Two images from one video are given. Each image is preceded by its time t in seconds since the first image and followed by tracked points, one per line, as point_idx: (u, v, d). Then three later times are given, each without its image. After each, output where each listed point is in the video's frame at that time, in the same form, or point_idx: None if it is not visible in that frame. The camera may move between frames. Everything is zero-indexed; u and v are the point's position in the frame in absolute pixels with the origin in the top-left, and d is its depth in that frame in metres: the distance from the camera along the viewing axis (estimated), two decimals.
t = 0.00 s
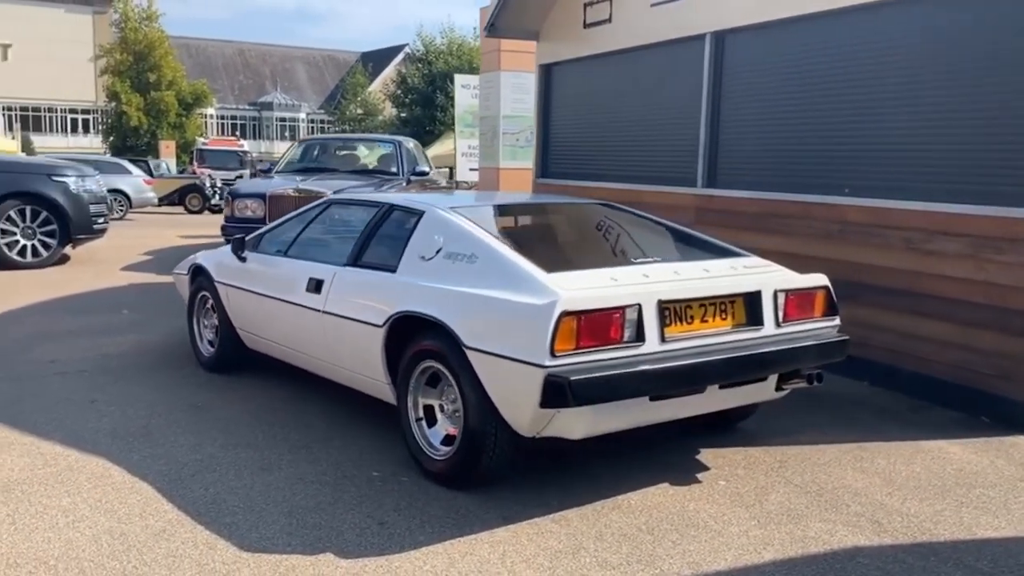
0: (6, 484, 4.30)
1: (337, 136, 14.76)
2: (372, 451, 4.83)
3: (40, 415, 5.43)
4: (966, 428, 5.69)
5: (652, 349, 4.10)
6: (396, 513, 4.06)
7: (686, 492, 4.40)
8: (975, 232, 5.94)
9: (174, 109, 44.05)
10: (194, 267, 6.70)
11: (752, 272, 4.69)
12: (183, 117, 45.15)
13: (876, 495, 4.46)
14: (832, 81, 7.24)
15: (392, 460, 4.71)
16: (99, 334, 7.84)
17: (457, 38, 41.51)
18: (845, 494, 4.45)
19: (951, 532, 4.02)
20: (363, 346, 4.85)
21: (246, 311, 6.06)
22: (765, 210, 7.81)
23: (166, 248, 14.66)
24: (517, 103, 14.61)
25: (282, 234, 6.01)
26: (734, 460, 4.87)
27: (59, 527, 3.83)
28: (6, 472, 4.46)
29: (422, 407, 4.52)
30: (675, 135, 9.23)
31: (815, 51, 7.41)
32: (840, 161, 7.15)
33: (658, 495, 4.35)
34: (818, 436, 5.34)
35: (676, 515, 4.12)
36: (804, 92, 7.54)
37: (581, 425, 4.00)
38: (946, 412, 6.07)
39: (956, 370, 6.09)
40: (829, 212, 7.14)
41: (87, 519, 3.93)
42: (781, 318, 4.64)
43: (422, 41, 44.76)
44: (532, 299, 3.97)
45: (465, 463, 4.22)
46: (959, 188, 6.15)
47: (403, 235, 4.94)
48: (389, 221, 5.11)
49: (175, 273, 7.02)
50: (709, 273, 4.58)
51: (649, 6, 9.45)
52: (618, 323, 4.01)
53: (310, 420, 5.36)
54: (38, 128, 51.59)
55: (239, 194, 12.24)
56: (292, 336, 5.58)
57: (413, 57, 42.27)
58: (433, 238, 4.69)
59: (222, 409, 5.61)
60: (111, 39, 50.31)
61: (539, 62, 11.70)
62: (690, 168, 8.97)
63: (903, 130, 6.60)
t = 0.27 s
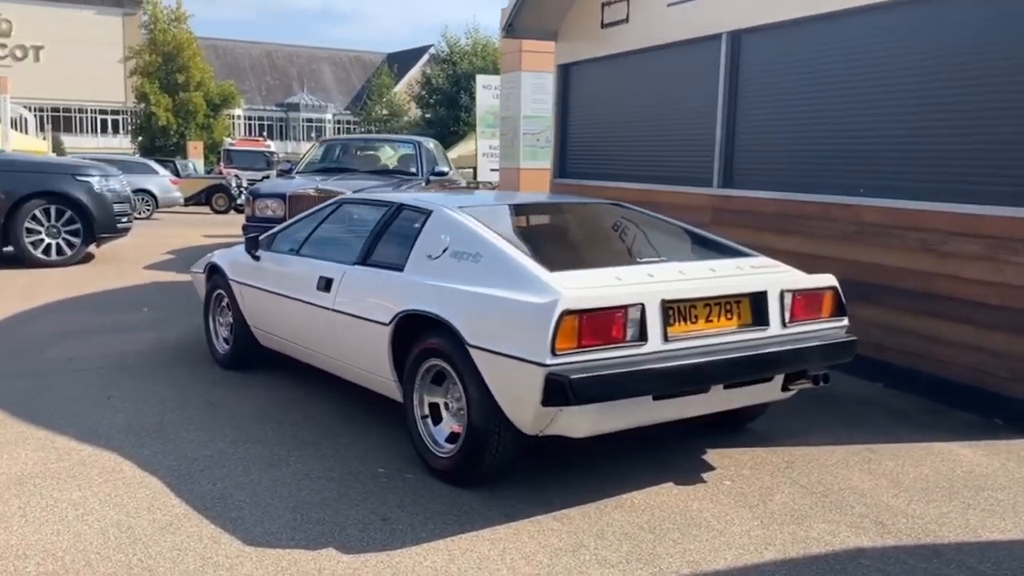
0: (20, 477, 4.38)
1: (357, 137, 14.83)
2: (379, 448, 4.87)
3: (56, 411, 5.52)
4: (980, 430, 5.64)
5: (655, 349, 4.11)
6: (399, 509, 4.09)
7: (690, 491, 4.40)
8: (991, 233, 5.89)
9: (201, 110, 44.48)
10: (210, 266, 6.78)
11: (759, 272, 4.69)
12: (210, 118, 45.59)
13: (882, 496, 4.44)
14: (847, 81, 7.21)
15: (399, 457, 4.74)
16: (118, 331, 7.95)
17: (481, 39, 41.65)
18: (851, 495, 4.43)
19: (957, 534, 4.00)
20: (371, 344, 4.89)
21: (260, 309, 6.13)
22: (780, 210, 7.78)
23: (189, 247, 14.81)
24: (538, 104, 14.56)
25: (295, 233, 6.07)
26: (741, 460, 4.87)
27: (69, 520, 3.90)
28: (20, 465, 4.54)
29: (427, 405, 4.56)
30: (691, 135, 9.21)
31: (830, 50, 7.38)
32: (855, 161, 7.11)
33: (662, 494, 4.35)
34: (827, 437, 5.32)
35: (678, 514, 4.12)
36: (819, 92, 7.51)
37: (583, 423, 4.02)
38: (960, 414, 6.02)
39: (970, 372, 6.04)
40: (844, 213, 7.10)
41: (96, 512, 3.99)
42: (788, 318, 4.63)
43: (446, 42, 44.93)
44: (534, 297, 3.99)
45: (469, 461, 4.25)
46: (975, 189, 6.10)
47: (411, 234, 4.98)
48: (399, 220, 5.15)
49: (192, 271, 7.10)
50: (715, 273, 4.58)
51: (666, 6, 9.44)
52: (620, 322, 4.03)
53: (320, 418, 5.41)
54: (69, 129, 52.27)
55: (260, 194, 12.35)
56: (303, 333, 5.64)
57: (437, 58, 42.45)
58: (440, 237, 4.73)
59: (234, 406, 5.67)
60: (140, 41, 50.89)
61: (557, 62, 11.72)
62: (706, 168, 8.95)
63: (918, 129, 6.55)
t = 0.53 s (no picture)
0: (38, 472, 4.46)
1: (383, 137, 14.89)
2: (392, 447, 4.90)
3: (77, 407, 5.60)
4: (1001, 433, 5.56)
5: (665, 350, 4.10)
6: (409, 507, 4.11)
7: (702, 493, 4.39)
8: (1012, 234, 5.80)
9: (233, 111, 44.90)
10: (230, 265, 6.85)
11: (773, 273, 4.66)
12: (242, 119, 46.01)
13: (896, 500, 4.40)
14: (869, 80, 7.13)
15: (411, 456, 4.77)
16: (143, 329, 8.05)
17: (510, 39, 41.68)
18: (864, 499, 4.39)
19: (970, 539, 3.95)
20: (385, 343, 4.92)
21: (278, 308, 6.19)
22: (801, 210, 7.72)
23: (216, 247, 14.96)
24: (563, 104, 14.52)
25: (313, 233, 6.12)
26: (755, 462, 4.84)
27: (83, 514, 3.96)
28: (39, 461, 4.62)
29: (439, 404, 4.58)
30: (713, 135, 9.16)
31: (852, 49, 7.30)
32: (877, 161, 7.04)
33: (673, 495, 4.34)
34: (844, 440, 5.27)
35: (688, 516, 4.10)
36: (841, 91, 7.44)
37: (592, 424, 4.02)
38: (981, 417, 5.94)
39: (992, 375, 5.95)
40: (865, 213, 7.03)
41: (110, 507, 4.05)
42: (802, 319, 4.59)
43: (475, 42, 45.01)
44: (543, 298, 4.00)
45: (479, 460, 4.26)
46: (997, 189, 6.01)
47: (425, 234, 5.00)
48: (413, 220, 5.18)
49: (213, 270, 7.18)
50: (728, 274, 4.55)
51: (688, 5, 9.40)
52: (629, 323, 4.03)
53: (335, 416, 5.45)
54: (103, 129, 52.99)
55: (286, 194, 12.45)
56: (320, 333, 5.68)
57: (466, 58, 42.53)
58: (453, 238, 4.74)
59: (251, 404, 5.73)
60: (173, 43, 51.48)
61: (580, 62, 11.70)
62: (728, 168, 8.90)
63: (940, 129, 6.47)
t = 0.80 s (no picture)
0: (49, 468, 4.50)
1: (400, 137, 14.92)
2: (400, 446, 4.90)
3: (90, 404, 5.65)
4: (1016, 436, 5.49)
5: (670, 350, 4.08)
6: (414, 506, 4.12)
7: (708, 494, 4.36)
8: None
9: (256, 112, 45.15)
10: (244, 264, 6.89)
11: (781, 273, 4.62)
12: (265, 119, 46.26)
13: (906, 502, 4.35)
14: (885, 79, 7.07)
15: (418, 455, 4.77)
16: (159, 327, 8.11)
17: (531, 39, 41.66)
18: (873, 501, 4.35)
19: (979, 542, 3.90)
20: (393, 342, 4.93)
21: (290, 307, 6.21)
22: (816, 210, 7.67)
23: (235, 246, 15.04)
24: (580, 104, 14.49)
25: (324, 232, 6.14)
26: (763, 463, 4.80)
27: (91, 510, 4.00)
28: (49, 457, 4.66)
29: (445, 403, 4.58)
30: (729, 134, 9.11)
31: (868, 48, 7.24)
32: (892, 161, 6.97)
33: (679, 496, 4.32)
34: (855, 442, 5.22)
35: (693, 517, 4.08)
36: (858, 90, 7.37)
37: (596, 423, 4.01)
38: (996, 419, 5.88)
39: (1007, 376, 5.89)
40: (880, 213, 6.97)
41: (118, 503, 4.08)
42: (811, 320, 4.56)
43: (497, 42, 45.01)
44: (548, 297, 3.99)
45: (484, 459, 4.26)
46: (1013, 189, 5.94)
47: (433, 233, 5.01)
48: (422, 219, 5.19)
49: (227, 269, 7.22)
50: (736, 273, 4.53)
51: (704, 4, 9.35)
52: (634, 322, 4.01)
53: (345, 415, 5.47)
54: (128, 129, 53.46)
55: (303, 193, 12.50)
56: (330, 331, 5.70)
57: (487, 58, 42.55)
58: (460, 237, 4.75)
59: (262, 402, 5.75)
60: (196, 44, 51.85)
61: (597, 62, 11.67)
62: (744, 168, 8.84)
63: (956, 129, 6.40)
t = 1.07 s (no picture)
0: (49, 468, 4.51)
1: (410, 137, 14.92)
2: (400, 448, 4.89)
3: (93, 404, 5.66)
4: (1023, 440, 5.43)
5: (669, 352, 4.05)
6: (411, 508, 4.10)
7: (708, 498, 4.33)
8: None
9: (269, 112, 45.30)
10: (249, 265, 6.89)
11: (783, 275, 4.58)
12: (279, 120, 46.40)
13: (908, 507, 4.31)
14: (893, 79, 7.01)
15: (417, 457, 4.76)
16: (166, 328, 8.12)
17: (544, 39, 41.60)
18: (875, 505, 4.31)
19: (981, 548, 3.85)
20: (393, 344, 4.92)
21: (293, 307, 6.21)
22: (823, 211, 7.62)
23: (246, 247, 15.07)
24: (591, 104, 14.44)
25: (327, 233, 6.14)
26: (765, 467, 4.76)
27: (89, 511, 4.00)
28: (49, 457, 4.67)
29: (445, 404, 4.56)
30: (737, 135, 9.05)
31: (876, 48, 7.18)
32: (901, 162, 6.91)
33: (679, 500, 4.29)
34: (859, 445, 5.17)
35: (692, 521, 4.05)
36: (866, 91, 7.31)
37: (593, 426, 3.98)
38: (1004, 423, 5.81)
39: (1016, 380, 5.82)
40: (887, 215, 6.91)
41: (115, 504, 4.08)
42: (813, 322, 4.51)
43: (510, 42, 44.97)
44: (545, 299, 3.97)
45: (482, 462, 4.24)
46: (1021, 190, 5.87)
47: (433, 234, 4.99)
48: (423, 220, 5.17)
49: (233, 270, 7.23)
50: (737, 275, 4.49)
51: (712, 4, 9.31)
52: (633, 325, 3.98)
53: (346, 417, 5.46)
54: (143, 130, 53.75)
55: (312, 194, 12.51)
56: (332, 332, 5.70)
57: (500, 58, 42.52)
58: (460, 238, 4.73)
59: (264, 403, 5.75)
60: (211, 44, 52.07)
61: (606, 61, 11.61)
62: (752, 169, 8.79)
63: (965, 129, 6.33)
